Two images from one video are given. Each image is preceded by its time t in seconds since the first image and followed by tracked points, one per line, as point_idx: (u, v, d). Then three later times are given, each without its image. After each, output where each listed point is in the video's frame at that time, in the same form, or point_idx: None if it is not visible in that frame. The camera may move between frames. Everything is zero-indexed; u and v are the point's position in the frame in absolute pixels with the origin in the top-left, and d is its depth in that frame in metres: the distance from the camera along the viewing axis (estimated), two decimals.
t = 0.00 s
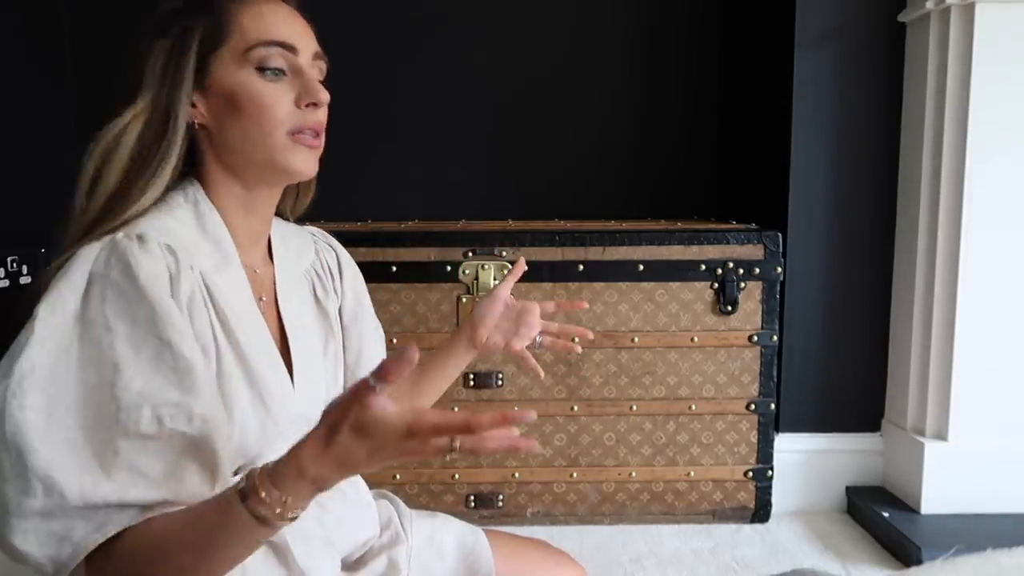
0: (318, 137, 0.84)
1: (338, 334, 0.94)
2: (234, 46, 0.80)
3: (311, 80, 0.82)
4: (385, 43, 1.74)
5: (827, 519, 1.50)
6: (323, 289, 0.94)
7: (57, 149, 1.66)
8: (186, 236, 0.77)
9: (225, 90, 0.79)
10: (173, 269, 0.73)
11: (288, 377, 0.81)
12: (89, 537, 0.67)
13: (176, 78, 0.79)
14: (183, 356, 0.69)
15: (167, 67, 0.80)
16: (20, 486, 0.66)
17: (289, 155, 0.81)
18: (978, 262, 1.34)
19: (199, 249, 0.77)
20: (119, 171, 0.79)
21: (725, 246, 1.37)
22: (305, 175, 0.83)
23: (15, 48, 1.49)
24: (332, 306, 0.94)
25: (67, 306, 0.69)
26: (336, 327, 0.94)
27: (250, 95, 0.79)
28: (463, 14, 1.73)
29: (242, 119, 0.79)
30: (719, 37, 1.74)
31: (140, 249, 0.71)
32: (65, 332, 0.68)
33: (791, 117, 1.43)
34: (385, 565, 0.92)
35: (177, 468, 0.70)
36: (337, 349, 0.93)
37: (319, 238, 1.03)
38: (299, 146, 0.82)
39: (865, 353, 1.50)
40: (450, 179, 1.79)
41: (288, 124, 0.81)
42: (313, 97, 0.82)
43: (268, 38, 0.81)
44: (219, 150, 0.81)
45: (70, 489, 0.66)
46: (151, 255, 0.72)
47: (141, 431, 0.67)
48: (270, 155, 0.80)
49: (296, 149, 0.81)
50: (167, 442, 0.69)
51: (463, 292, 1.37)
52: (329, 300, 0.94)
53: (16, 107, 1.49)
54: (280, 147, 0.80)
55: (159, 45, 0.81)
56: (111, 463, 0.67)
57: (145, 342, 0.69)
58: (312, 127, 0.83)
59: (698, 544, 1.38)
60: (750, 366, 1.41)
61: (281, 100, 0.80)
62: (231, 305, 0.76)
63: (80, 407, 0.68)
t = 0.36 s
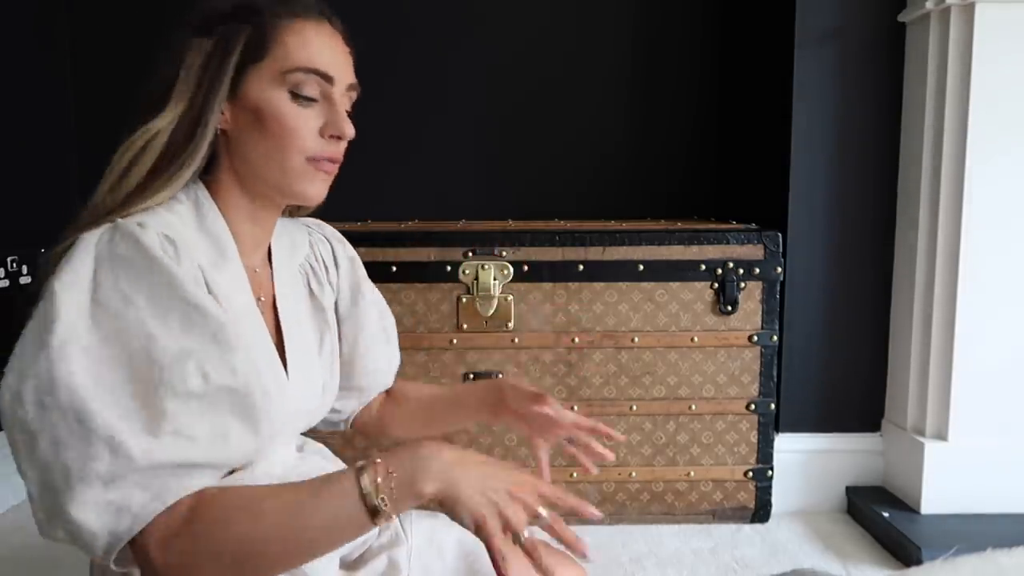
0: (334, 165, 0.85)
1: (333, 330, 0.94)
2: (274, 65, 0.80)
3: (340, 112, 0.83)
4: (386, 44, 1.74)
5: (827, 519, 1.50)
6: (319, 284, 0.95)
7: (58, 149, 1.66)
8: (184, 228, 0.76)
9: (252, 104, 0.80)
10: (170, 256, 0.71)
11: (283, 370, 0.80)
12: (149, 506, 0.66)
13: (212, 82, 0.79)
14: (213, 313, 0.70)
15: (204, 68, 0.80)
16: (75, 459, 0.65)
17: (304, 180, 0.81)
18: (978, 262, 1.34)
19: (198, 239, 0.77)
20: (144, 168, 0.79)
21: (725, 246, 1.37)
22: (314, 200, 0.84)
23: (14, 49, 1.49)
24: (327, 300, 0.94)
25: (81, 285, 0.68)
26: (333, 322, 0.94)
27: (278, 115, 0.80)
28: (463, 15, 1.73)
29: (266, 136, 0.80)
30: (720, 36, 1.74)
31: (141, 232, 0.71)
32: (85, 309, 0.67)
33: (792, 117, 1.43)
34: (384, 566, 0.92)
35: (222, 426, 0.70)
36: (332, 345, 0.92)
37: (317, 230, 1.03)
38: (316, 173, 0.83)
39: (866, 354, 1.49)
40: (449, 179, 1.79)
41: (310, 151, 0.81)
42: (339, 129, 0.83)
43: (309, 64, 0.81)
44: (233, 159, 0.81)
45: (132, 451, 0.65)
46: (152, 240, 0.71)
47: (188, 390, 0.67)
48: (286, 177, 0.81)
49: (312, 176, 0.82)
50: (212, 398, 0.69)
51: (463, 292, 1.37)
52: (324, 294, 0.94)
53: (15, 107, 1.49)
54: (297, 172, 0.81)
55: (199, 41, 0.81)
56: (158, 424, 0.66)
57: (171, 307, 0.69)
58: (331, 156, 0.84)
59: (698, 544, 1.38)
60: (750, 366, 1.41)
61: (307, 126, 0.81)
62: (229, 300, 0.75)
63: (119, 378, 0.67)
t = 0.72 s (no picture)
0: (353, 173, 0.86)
1: (341, 336, 0.94)
2: (304, 71, 0.79)
3: (365, 121, 0.83)
4: (386, 44, 1.74)
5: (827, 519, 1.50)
6: (327, 288, 0.95)
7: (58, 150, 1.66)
8: (200, 236, 0.76)
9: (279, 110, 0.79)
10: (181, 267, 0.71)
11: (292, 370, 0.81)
12: (118, 539, 0.68)
13: (242, 87, 0.78)
14: (214, 354, 0.70)
15: (234, 71, 0.78)
16: (53, 492, 0.65)
17: (325, 189, 0.82)
18: (978, 262, 1.34)
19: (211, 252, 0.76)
20: (172, 168, 0.77)
21: (725, 246, 1.37)
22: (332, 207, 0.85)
23: (13, 48, 1.49)
24: (336, 305, 0.95)
25: (89, 298, 0.68)
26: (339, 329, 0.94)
27: (305, 123, 0.79)
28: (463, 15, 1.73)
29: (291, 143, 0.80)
30: (721, 38, 1.73)
31: (156, 240, 0.71)
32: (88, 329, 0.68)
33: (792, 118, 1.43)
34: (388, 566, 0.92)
35: (206, 468, 0.70)
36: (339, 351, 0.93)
37: (325, 233, 1.03)
38: (337, 181, 0.83)
39: (865, 354, 1.50)
40: (449, 179, 1.79)
41: (334, 160, 0.82)
42: (362, 139, 0.83)
43: (339, 72, 0.80)
44: (255, 161, 0.81)
45: (107, 489, 0.66)
46: (166, 249, 0.71)
47: (177, 430, 0.68)
48: (309, 185, 0.81)
49: (333, 185, 0.83)
50: (201, 439, 0.69)
51: (463, 292, 1.37)
52: (333, 298, 0.95)
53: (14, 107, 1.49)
54: (320, 180, 0.81)
55: (227, 41, 0.79)
56: (145, 457, 0.68)
57: (173, 336, 0.69)
58: (352, 165, 0.84)
59: (698, 544, 1.38)
60: (750, 366, 1.41)
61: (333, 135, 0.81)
62: (240, 304, 0.75)
63: (113, 403, 0.69)
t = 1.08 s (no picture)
0: (357, 176, 0.86)
1: (342, 339, 0.95)
2: (308, 74, 0.80)
3: (369, 124, 0.84)
4: (386, 44, 1.75)
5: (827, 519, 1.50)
6: (327, 292, 0.95)
7: (58, 150, 1.66)
8: (198, 240, 0.76)
9: (281, 113, 0.79)
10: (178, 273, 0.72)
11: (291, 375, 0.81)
12: (93, 546, 0.68)
13: (245, 89, 0.78)
14: (201, 368, 0.69)
15: (238, 73, 0.78)
16: (32, 496, 0.66)
17: (329, 191, 0.82)
18: (978, 262, 1.34)
19: (210, 257, 0.76)
20: (175, 171, 0.77)
21: (725, 247, 1.37)
22: (337, 210, 0.85)
23: (14, 49, 1.50)
24: (336, 308, 0.95)
25: (82, 304, 0.68)
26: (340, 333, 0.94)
27: (308, 127, 0.79)
28: (463, 15, 1.73)
29: (293, 147, 0.80)
30: (721, 39, 1.73)
31: (154, 247, 0.71)
32: (77, 335, 0.68)
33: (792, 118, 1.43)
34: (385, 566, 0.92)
35: (186, 482, 0.70)
36: (339, 355, 0.93)
37: (327, 237, 1.03)
38: (340, 184, 0.83)
39: (865, 354, 1.50)
40: (448, 180, 1.79)
41: (338, 162, 0.82)
42: (366, 142, 0.83)
43: (342, 75, 0.81)
44: (257, 163, 0.81)
45: (84, 499, 0.66)
46: (164, 256, 0.71)
47: (159, 442, 0.68)
48: (312, 187, 0.81)
49: (337, 188, 0.83)
50: (184, 452, 0.69)
51: (463, 292, 1.37)
52: (333, 303, 0.95)
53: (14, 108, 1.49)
54: (324, 183, 0.81)
55: (231, 43, 0.79)
56: (128, 465, 0.68)
57: (161, 348, 0.69)
58: (356, 168, 0.84)
59: (698, 544, 1.38)
60: (750, 366, 1.41)
61: (336, 138, 0.81)
62: (238, 309, 0.76)
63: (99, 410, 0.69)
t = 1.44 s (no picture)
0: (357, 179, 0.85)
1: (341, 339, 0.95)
2: (308, 75, 0.79)
3: (369, 127, 0.82)
4: (386, 43, 1.74)
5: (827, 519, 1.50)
6: (327, 292, 0.96)
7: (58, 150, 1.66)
8: (196, 241, 0.76)
9: (279, 115, 0.79)
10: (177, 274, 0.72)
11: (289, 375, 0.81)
12: (96, 538, 0.69)
13: (245, 91, 0.78)
14: (195, 367, 0.70)
15: (238, 74, 0.78)
16: (30, 498, 0.66)
17: (325, 194, 0.81)
18: (978, 263, 1.34)
19: (208, 258, 0.76)
20: (173, 172, 0.77)
21: (725, 247, 1.37)
22: (335, 213, 0.84)
23: (14, 49, 1.50)
24: (336, 308, 0.95)
25: (81, 306, 0.68)
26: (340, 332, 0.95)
27: (307, 129, 0.79)
28: (463, 14, 1.73)
29: (292, 149, 0.79)
30: (721, 39, 1.74)
31: (153, 248, 0.71)
32: (76, 337, 0.68)
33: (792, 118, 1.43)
34: (384, 566, 0.93)
35: (186, 474, 0.72)
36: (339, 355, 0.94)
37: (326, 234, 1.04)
38: (338, 188, 0.82)
39: (865, 354, 1.50)
40: (447, 180, 1.79)
41: (337, 165, 0.81)
42: (365, 145, 0.82)
43: (342, 77, 0.80)
44: (255, 165, 0.81)
45: (84, 501, 0.67)
46: (163, 256, 0.71)
47: (155, 443, 0.69)
48: (308, 190, 0.81)
49: (334, 191, 0.82)
50: (178, 450, 0.71)
51: (463, 292, 1.37)
52: (332, 302, 0.96)
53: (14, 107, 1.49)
54: (322, 186, 0.81)
55: (231, 44, 0.79)
56: (125, 467, 0.69)
57: (156, 350, 0.68)
58: (355, 172, 0.83)
59: (698, 544, 1.38)
60: (750, 366, 1.41)
61: (335, 140, 0.80)
62: (238, 310, 0.76)
63: (95, 411, 0.68)
